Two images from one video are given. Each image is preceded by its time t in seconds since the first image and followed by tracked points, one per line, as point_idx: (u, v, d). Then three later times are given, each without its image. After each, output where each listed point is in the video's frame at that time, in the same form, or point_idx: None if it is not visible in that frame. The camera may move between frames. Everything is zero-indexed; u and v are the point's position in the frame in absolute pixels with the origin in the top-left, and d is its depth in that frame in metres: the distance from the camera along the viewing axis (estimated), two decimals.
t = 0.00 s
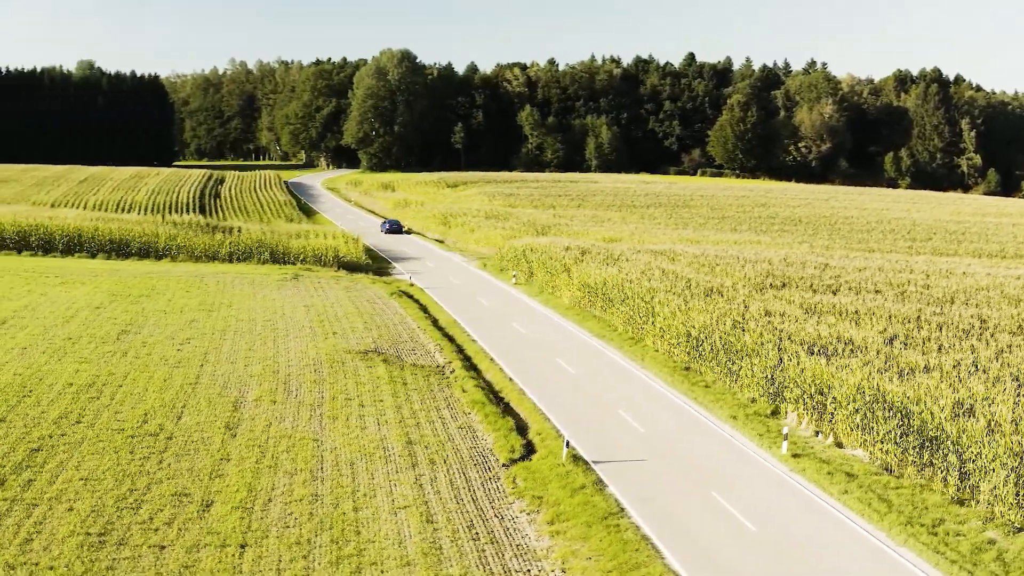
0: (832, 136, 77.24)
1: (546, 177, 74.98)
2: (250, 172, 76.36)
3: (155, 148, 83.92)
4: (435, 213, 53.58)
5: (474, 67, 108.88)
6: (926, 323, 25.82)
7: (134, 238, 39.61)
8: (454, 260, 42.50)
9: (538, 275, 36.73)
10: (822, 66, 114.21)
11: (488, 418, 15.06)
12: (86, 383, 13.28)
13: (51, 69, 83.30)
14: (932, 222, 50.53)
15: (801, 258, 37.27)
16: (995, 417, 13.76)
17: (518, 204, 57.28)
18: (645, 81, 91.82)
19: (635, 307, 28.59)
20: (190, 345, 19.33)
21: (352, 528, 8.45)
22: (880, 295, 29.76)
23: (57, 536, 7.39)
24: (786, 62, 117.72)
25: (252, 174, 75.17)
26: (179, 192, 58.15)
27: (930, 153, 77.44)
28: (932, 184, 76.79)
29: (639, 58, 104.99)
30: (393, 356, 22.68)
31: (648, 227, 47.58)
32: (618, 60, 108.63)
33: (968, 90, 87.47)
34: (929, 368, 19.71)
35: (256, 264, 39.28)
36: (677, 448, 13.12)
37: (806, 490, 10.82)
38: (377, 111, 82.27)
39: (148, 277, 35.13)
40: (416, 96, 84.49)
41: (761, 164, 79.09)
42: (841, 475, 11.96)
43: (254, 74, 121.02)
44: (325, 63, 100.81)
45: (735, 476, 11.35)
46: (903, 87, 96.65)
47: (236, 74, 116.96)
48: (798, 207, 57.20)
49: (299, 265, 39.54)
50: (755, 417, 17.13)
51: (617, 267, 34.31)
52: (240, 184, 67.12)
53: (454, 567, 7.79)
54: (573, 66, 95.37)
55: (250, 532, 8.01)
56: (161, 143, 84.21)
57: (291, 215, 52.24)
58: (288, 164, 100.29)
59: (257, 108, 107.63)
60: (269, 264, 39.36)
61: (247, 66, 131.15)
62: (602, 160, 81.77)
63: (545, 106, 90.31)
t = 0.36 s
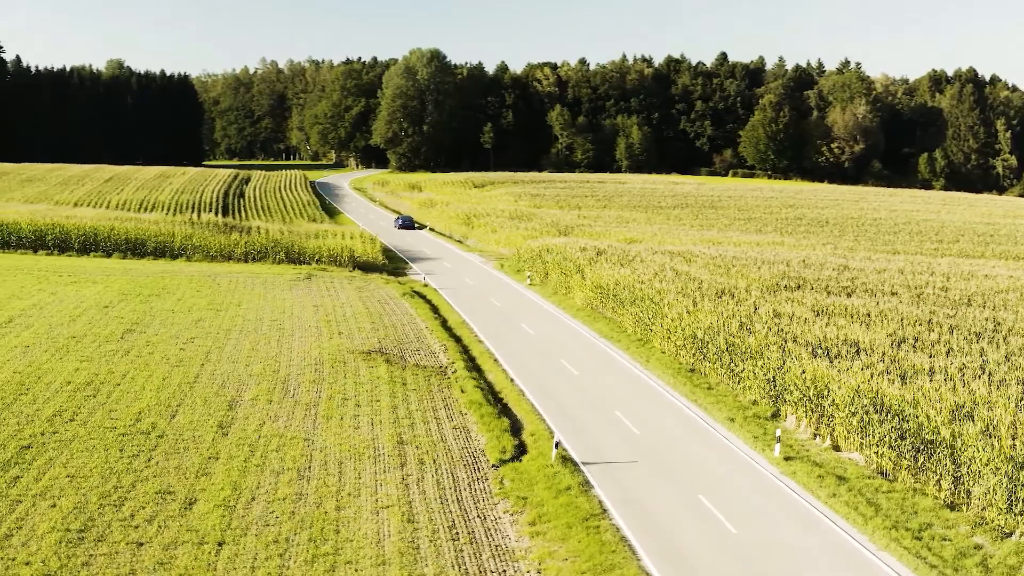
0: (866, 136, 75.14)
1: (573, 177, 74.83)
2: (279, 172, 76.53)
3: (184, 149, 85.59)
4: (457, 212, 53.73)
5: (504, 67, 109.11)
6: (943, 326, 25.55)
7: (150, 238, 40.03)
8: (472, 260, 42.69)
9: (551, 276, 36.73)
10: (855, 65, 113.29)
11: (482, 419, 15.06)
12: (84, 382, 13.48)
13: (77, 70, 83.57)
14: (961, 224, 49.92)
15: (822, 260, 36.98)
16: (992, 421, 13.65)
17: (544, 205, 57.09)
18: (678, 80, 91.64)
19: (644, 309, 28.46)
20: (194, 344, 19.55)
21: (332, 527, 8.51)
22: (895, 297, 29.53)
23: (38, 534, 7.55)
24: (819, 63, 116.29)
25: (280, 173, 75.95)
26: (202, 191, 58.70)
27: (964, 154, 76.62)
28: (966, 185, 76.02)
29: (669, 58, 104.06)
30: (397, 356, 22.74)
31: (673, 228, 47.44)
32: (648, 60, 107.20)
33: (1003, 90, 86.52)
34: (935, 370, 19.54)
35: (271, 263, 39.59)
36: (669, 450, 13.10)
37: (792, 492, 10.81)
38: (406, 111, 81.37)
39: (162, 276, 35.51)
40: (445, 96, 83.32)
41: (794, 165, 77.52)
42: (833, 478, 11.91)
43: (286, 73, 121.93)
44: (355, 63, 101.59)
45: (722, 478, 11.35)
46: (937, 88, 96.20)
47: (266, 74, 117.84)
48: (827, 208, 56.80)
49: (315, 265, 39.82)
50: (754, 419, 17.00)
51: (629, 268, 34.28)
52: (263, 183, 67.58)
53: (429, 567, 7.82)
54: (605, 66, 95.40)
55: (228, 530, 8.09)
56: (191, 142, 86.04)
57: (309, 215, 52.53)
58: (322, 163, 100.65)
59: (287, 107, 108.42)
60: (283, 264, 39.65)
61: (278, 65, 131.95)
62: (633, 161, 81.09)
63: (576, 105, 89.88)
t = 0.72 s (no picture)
0: (900, 137, 74.47)
1: (601, 177, 74.43)
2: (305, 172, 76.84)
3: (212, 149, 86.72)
4: (479, 213, 53.79)
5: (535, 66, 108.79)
6: (959, 329, 25.28)
7: (166, 238, 40.45)
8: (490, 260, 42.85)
9: (565, 278, 36.71)
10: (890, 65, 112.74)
11: (477, 419, 15.08)
12: (81, 381, 13.73)
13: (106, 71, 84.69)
14: (991, 226, 49.20)
15: (843, 262, 36.66)
16: (989, 425, 13.51)
17: (570, 206, 56.91)
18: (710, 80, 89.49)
19: (653, 311, 28.32)
20: (197, 344, 19.81)
21: (312, 525, 8.59)
22: (912, 300, 29.26)
23: (19, 531, 7.74)
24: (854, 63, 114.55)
25: (306, 172, 76.62)
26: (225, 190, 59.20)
27: (1000, 155, 75.58)
28: (1001, 187, 74.69)
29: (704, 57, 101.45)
30: (400, 357, 22.80)
31: (696, 229, 47.23)
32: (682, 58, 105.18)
33: None
34: (940, 373, 19.37)
35: (286, 264, 39.87)
36: (660, 452, 13.10)
37: (778, 495, 10.79)
38: (436, 111, 81.91)
39: (174, 276, 35.90)
40: (476, 96, 83.73)
41: (827, 166, 76.28)
42: (822, 481, 11.86)
43: (319, 72, 122.60)
44: (384, 63, 101.99)
45: (708, 481, 11.34)
46: (972, 88, 95.32)
47: (297, 73, 118.74)
48: (857, 209, 56.19)
49: (329, 265, 40.08)
50: (753, 421, 16.88)
51: (643, 270, 34.14)
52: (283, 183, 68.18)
53: (403, 567, 7.86)
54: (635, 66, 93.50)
55: (207, 528, 8.21)
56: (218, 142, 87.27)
57: (328, 215, 52.82)
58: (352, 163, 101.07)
59: (318, 107, 109.17)
60: (298, 264, 39.92)
61: (309, 65, 132.28)
62: (664, 162, 79.48)
63: (607, 105, 88.34)
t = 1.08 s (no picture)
0: (931, 137, 73.25)
1: (627, 177, 73.99)
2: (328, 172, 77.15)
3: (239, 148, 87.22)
4: (500, 214, 53.88)
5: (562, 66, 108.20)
6: (971, 332, 25.11)
7: (178, 238, 40.76)
8: (505, 260, 43.05)
9: (576, 279, 36.75)
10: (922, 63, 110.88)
11: (468, 420, 15.10)
12: (74, 381, 13.92)
13: (135, 70, 85.28)
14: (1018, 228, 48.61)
15: (859, 263, 36.40)
16: (981, 429, 13.44)
17: (593, 207, 56.90)
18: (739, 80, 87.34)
19: (659, 312, 28.24)
20: (195, 344, 19.99)
21: (288, 524, 8.68)
22: (923, 301, 29.07)
23: None
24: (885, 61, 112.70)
25: (327, 172, 77.21)
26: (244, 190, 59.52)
27: None
28: None
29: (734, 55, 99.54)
30: (400, 357, 22.86)
31: (716, 230, 47.07)
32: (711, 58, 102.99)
33: None
34: (941, 376, 19.24)
35: (297, 264, 40.11)
36: (647, 454, 13.10)
37: (759, 498, 10.79)
38: (462, 110, 81.89)
39: (183, 276, 36.22)
40: (503, 96, 83.40)
41: (856, 166, 75.28)
42: (808, 484, 11.83)
43: (348, 71, 122.80)
44: (410, 63, 102.29)
45: (691, 483, 11.36)
46: (1004, 87, 94.05)
47: (326, 73, 119.48)
48: (883, 211, 55.68)
49: (340, 265, 40.31)
50: (747, 424, 16.82)
51: (654, 271, 34.06)
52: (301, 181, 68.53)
53: (373, 566, 7.93)
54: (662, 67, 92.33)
55: (183, 526, 8.33)
56: (245, 142, 87.47)
57: (342, 215, 53.05)
58: (376, 163, 101.32)
59: (346, 107, 109.94)
60: (310, 264, 40.17)
61: (338, 64, 132.23)
62: (692, 162, 78.62)
63: (634, 105, 87.35)
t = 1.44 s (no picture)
0: (962, 138, 71.80)
1: (651, 177, 73.54)
2: (350, 172, 77.43)
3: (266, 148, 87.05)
4: (519, 214, 53.79)
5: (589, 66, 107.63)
6: (978, 335, 24.96)
7: (188, 238, 41.06)
8: (519, 261, 43.22)
9: (586, 280, 36.74)
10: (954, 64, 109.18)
11: (458, 420, 15.14)
12: (67, 380, 14.12)
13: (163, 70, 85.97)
14: None
15: (875, 265, 36.16)
16: (974, 433, 13.30)
17: (614, 207, 56.89)
18: (767, 80, 86.13)
19: (662, 313, 28.14)
20: (193, 344, 20.21)
21: (262, 523, 8.78)
22: (933, 303, 28.89)
23: None
24: (916, 61, 111.08)
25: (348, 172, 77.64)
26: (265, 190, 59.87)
27: None
28: None
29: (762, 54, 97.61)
30: (399, 357, 22.93)
31: (737, 231, 46.94)
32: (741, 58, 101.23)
33: None
34: (941, 380, 19.17)
35: (308, 264, 40.33)
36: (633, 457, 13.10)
37: (738, 502, 10.78)
38: (487, 110, 81.62)
39: (190, 276, 36.54)
40: (530, 96, 82.81)
41: (885, 167, 74.08)
42: (791, 487, 11.80)
43: (374, 71, 122.82)
44: (435, 62, 102.26)
45: (672, 486, 11.38)
46: None
47: (353, 72, 119.91)
48: (908, 212, 55.18)
49: (351, 265, 40.53)
50: (739, 425, 16.77)
51: (665, 271, 34.03)
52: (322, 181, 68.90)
53: (341, 565, 8.00)
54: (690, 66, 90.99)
55: (157, 524, 8.45)
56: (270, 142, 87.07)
57: (356, 215, 53.24)
58: (403, 163, 101.52)
59: (372, 107, 110.24)
60: (320, 264, 40.37)
61: (365, 64, 132.17)
62: (719, 163, 77.66)
63: (661, 105, 85.99)
